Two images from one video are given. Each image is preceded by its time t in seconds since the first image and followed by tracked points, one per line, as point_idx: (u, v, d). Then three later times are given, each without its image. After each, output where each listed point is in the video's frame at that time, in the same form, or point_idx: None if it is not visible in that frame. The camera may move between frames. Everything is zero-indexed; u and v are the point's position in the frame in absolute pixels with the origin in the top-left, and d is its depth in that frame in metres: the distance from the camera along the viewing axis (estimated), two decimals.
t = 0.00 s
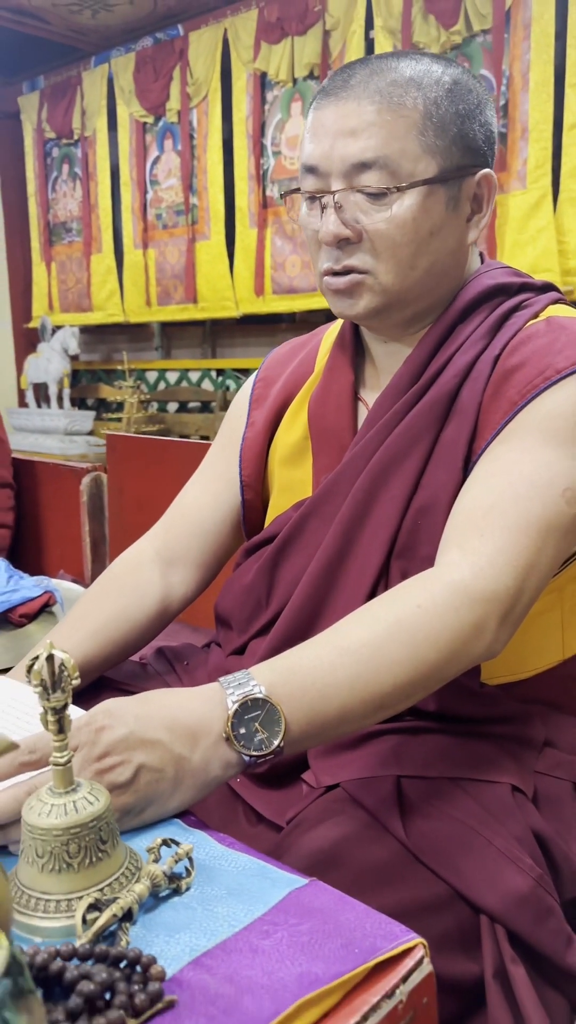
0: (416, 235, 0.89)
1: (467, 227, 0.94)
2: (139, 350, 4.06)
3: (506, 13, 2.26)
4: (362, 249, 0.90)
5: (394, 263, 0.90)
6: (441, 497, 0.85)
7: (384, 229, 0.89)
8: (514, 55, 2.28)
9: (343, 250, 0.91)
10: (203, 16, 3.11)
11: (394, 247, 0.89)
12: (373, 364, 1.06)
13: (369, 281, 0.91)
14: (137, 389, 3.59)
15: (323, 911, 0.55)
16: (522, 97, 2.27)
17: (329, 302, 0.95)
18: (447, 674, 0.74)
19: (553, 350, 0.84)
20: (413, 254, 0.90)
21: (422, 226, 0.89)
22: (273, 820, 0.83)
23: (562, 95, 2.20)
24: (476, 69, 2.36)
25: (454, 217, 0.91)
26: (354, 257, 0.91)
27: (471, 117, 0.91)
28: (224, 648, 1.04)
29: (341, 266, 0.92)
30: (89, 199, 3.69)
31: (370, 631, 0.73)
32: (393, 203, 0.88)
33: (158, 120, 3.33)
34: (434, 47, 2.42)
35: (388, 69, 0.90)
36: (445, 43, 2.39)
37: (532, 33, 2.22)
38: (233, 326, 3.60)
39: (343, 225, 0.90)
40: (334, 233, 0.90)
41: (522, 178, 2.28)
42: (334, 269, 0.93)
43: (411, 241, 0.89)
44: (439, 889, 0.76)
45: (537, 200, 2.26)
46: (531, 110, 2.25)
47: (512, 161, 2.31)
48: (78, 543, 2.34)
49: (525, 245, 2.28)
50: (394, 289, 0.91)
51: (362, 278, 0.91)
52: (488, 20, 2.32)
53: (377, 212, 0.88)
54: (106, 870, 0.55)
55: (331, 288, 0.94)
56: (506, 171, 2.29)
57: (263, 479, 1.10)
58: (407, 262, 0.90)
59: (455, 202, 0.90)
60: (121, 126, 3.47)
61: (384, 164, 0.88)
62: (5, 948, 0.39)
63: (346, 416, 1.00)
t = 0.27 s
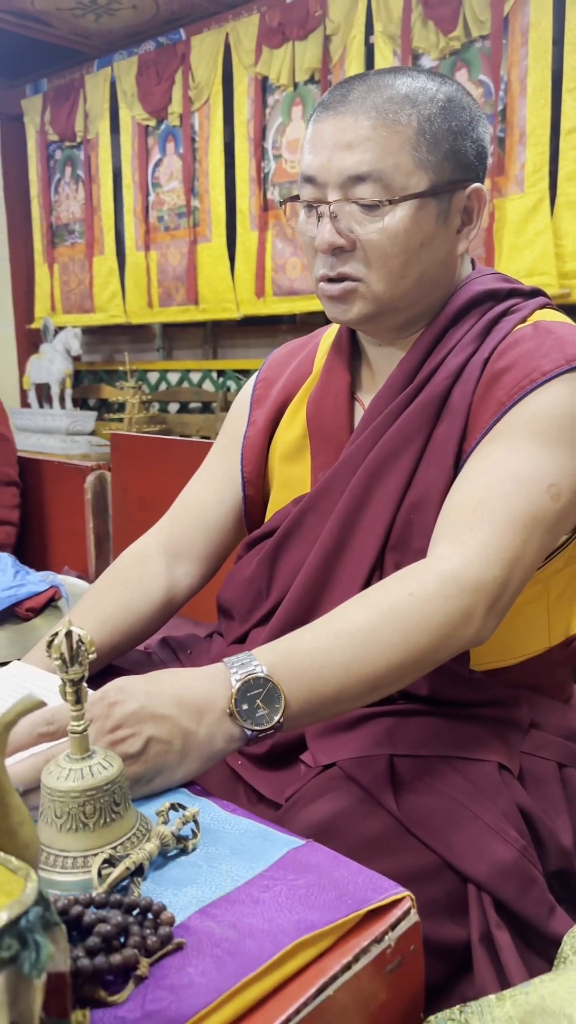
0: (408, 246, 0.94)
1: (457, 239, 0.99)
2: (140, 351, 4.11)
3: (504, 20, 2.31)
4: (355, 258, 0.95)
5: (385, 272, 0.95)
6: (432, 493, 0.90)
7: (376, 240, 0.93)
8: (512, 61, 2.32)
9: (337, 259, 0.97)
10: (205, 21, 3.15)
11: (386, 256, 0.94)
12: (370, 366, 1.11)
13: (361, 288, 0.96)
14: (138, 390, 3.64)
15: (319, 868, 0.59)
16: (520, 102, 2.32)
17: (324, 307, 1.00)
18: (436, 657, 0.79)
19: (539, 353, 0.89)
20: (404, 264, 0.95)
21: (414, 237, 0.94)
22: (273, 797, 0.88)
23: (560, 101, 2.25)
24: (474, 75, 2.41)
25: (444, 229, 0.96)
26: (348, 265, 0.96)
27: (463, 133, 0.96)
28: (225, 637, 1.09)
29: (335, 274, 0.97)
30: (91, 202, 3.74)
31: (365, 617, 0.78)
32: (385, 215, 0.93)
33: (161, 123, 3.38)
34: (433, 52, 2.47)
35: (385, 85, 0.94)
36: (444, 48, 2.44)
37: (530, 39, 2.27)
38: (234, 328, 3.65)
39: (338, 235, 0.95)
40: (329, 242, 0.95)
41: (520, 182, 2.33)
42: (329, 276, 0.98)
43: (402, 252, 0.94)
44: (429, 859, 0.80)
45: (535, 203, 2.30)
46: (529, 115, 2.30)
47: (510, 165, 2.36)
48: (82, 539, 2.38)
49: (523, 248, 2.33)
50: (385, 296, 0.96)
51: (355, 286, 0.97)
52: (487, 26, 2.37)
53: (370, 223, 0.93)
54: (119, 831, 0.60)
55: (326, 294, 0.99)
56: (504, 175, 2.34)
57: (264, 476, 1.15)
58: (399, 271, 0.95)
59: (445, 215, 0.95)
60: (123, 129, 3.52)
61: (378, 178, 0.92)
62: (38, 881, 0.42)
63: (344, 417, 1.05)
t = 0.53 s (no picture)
0: (406, 250, 0.97)
1: (454, 245, 1.02)
2: (142, 352, 4.14)
3: (505, 25, 2.34)
4: (355, 261, 0.98)
5: (384, 276, 0.98)
6: (429, 490, 0.93)
7: (375, 245, 0.97)
8: (512, 66, 2.36)
9: (338, 262, 0.99)
10: (208, 24, 3.19)
11: (385, 260, 0.97)
12: (370, 368, 1.15)
13: (360, 291, 1.00)
14: (140, 390, 3.67)
15: (318, 845, 0.62)
16: (520, 106, 2.35)
17: (325, 308, 1.04)
18: (430, 648, 0.82)
19: (533, 355, 0.92)
20: (402, 269, 0.98)
21: (412, 243, 0.97)
22: (273, 785, 0.91)
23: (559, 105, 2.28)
24: (475, 79, 2.44)
25: (441, 236, 0.99)
26: (348, 269, 0.99)
27: (461, 143, 0.99)
28: (228, 630, 1.12)
29: (335, 276, 1.00)
30: (94, 204, 3.77)
31: (363, 609, 0.81)
32: (384, 221, 0.96)
33: (163, 125, 3.41)
34: (434, 56, 2.51)
35: (386, 95, 0.97)
36: (445, 52, 2.47)
37: (530, 44, 2.30)
38: (235, 329, 3.68)
39: (339, 239, 0.98)
40: (330, 246, 0.98)
41: (520, 185, 2.37)
42: (330, 279, 1.01)
43: (400, 257, 0.97)
44: (424, 843, 0.84)
45: (534, 206, 2.34)
46: (529, 118, 2.33)
47: (510, 168, 2.40)
48: (85, 538, 2.42)
49: (522, 251, 2.36)
50: (384, 299, 0.99)
51: (355, 288, 1.00)
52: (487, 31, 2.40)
53: (370, 229, 0.96)
54: (128, 808, 0.63)
55: (326, 296, 1.02)
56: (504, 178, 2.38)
57: (266, 475, 1.18)
58: (396, 276, 0.98)
59: (443, 221, 0.98)
60: (126, 132, 3.55)
61: (378, 185, 0.96)
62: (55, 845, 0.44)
63: (344, 417, 1.08)
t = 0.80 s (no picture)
0: (405, 255, 0.99)
1: (453, 250, 1.04)
2: (145, 353, 4.17)
3: (506, 30, 2.36)
4: (355, 263, 1.01)
5: (384, 278, 1.00)
6: (427, 490, 0.96)
7: (375, 248, 0.99)
8: (514, 70, 2.38)
9: (339, 264, 1.02)
10: (211, 28, 3.22)
11: (384, 263, 1.00)
12: (371, 371, 1.17)
13: (360, 293, 1.02)
14: (143, 391, 3.70)
15: (318, 830, 0.65)
16: (522, 110, 2.38)
17: (326, 310, 1.06)
18: (428, 643, 0.84)
19: (530, 358, 0.94)
20: (401, 272, 1.00)
21: (411, 247, 0.99)
22: (275, 777, 0.93)
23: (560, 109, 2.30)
24: (477, 83, 2.47)
25: (441, 241, 1.01)
26: (348, 271, 1.01)
27: (461, 151, 1.02)
28: (231, 627, 1.14)
29: (336, 278, 1.02)
30: (98, 206, 3.80)
31: (363, 603, 0.83)
32: (384, 226, 0.98)
33: (167, 128, 3.44)
34: (436, 60, 2.53)
35: (388, 103, 1.00)
36: (447, 57, 2.50)
37: (532, 49, 2.33)
38: (238, 330, 3.71)
39: (339, 242, 1.00)
40: (331, 248, 1.01)
41: (521, 189, 2.39)
42: (331, 281, 1.03)
43: (400, 260, 1.00)
44: (422, 833, 0.86)
45: (535, 210, 2.36)
46: (531, 122, 2.36)
47: (511, 172, 2.42)
48: (89, 537, 2.44)
49: (524, 254, 2.39)
50: (383, 302, 1.02)
51: (355, 290, 1.02)
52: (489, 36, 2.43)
53: (370, 232, 0.99)
54: (136, 795, 0.65)
55: (327, 298, 1.04)
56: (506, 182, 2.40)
57: (269, 475, 1.21)
58: (396, 279, 1.00)
59: (442, 227, 1.01)
60: (130, 135, 3.58)
61: (379, 190, 0.98)
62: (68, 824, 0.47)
63: (345, 419, 1.10)
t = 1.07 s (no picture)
0: (402, 247, 1.00)
1: (452, 245, 1.04)
2: (148, 353, 4.17)
3: (510, 30, 2.36)
4: (353, 255, 1.01)
5: (381, 269, 1.00)
6: (426, 483, 0.96)
7: (372, 239, 0.99)
8: (517, 71, 2.38)
9: (336, 255, 1.02)
10: (215, 28, 3.22)
11: (381, 255, 1.00)
12: (372, 367, 1.17)
13: (357, 284, 1.02)
14: (146, 391, 3.70)
15: (317, 819, 0.65)
16: (525, 111, 2.38)
17: (324, 302, 1.06)
18: (424, 632, 0.85)
19: (531, 353, 0.94)
20: (398, 264, 1.00)
21: (408, 240, 0.99)
22: (276, 771, 0.93)
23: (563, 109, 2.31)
24: (480, 83, 2.47)
25: (439, 234, 1.01)
26: (345, 262, 1.02)
27: (462, 146, 1.02)
28: (232, 623, 1.15)
29: (334, 270, 1.03)
30: (101, 206, 3.81)
31: (361, 592, 0.84)
32: (380, 217, 0.99)
33: (170, 129, 3.45)
34: (440, 61, 2.53)
35: (389, 97, 1.00)
36: (450, 57, 2.50)
37: (535, 49, 2.33)
38: (241, 330, 3.71)
39: (337, 234, 1.00)
40: (329, 240, 1.01)
41: (525, 189, 2.39)
42: (328, 272, 1.03)
43: (397, 252, 1.00)
44: (422, 826, 0.86)
45: (538, 211, 2.36)
46: (534, 123, 2.36)
47: (514, 173, 2.42)
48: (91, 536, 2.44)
49: (527, 255, 2.39)
50: (379, 294, 1.01)
51: (351, 282, 1.02)
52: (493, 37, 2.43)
53: (367, 223, 0.99)
54: (136, 784, 0.65)
55: (325, 290, 1.04)
56: (509, 183, 2.40)
57: (271, 470, 1.21)
58: (393, 270, 1.00)
59: (440, 220, 1.01)
60: (133, 135, 3.58)
61: (376, 182, 0.98)
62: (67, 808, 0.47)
63: (347, 415, 1.11)
